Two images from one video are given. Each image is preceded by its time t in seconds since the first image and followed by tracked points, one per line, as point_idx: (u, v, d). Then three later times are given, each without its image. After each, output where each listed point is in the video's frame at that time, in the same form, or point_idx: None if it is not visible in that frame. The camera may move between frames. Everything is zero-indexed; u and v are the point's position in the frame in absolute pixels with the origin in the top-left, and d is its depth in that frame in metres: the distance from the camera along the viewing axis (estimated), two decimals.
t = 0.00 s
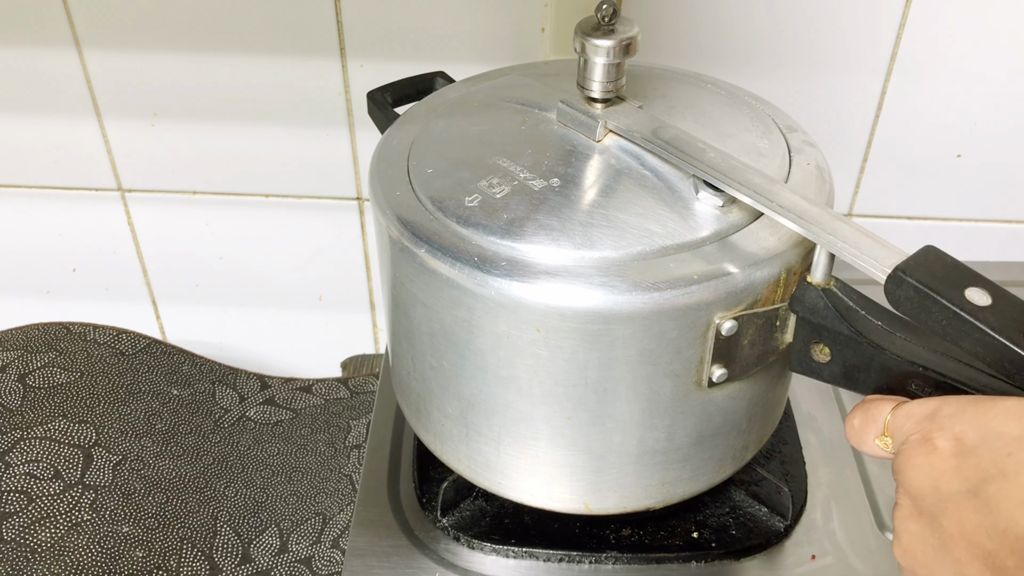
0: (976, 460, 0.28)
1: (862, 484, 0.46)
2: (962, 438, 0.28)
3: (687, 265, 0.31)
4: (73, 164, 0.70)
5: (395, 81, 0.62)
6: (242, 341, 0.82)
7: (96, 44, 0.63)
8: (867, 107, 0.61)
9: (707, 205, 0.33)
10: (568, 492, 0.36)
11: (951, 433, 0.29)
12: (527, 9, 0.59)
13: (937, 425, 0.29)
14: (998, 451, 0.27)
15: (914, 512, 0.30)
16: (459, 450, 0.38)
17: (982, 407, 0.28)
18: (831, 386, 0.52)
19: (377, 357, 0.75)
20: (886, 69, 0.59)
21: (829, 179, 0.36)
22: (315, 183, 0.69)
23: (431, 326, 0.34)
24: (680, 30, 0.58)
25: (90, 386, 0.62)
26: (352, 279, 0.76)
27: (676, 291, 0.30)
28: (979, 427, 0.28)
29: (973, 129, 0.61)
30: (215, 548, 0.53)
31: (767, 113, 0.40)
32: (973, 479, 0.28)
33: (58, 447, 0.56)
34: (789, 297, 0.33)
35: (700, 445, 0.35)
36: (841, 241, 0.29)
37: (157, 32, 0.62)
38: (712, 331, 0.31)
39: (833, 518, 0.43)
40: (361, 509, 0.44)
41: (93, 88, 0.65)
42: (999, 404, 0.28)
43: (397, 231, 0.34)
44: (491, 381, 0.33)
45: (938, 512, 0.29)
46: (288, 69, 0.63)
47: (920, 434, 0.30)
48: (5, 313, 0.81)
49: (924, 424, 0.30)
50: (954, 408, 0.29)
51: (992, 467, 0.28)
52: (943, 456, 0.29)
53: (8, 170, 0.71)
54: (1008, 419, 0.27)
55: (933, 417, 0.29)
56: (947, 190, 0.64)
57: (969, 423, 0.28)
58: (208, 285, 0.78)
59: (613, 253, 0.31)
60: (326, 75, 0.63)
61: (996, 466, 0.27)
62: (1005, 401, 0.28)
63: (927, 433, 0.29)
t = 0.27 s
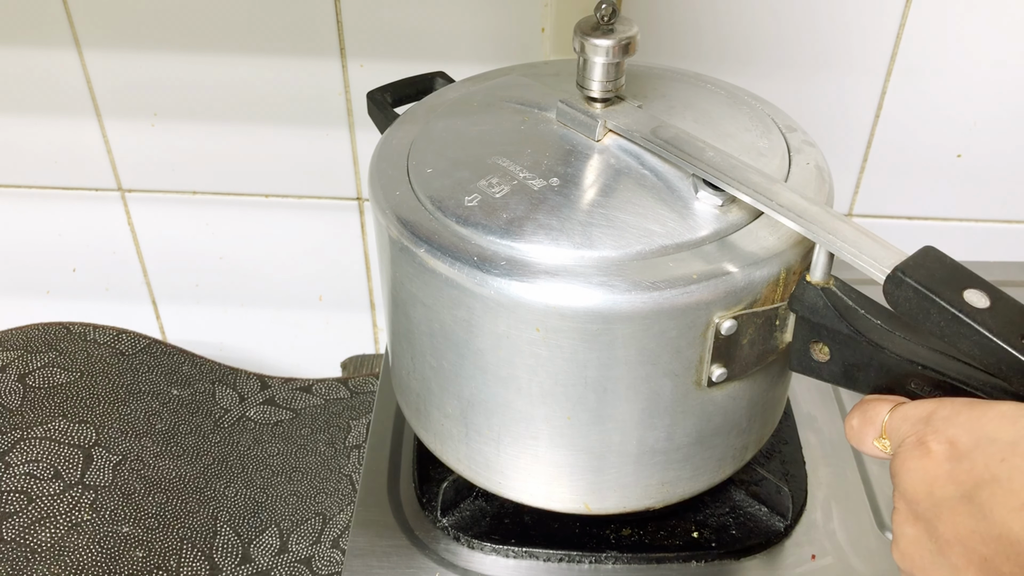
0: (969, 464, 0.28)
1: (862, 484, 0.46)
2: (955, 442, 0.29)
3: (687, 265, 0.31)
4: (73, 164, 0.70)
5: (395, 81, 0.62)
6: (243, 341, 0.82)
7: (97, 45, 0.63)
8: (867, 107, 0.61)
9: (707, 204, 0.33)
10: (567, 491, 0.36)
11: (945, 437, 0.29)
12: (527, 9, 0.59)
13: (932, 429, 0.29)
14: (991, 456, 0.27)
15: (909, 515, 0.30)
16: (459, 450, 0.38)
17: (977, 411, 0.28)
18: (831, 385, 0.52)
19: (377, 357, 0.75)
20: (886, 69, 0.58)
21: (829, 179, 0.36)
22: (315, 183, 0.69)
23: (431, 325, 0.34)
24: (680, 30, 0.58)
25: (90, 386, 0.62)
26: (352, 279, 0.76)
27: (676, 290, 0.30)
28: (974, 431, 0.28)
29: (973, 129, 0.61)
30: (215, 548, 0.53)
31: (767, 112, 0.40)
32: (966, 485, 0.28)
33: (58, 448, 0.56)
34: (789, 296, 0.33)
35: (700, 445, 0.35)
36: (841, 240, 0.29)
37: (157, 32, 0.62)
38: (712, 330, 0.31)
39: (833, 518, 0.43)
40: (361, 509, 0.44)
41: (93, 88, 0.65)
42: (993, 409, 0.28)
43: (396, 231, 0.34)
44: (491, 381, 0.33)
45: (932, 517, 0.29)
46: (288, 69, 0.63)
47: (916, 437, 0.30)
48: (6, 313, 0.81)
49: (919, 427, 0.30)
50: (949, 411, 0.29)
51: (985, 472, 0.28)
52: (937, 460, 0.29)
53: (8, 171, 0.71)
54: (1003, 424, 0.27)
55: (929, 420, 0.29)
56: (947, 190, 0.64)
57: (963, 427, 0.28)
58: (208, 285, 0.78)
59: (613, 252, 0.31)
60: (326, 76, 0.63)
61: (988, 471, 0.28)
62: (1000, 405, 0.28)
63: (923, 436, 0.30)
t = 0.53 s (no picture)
0: (976, 465, 0.28)
1: (862, 485, 0.46)
2: (962, 443, 0.29)
3: (687, 266, 0.31)
4: (73, 164, 0.70)
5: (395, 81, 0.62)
6: (243, 341, 0.82)
7: (97, 44, 0.63)
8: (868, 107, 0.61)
9: (707, 205, 0.33)
10: (568, 492, 0.36)
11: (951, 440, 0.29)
12: (527, 9, 0.59)
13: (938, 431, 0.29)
14: (999, 458, 0.28)
15: (917, 517, 0.30)
16: (459, 450, 0.38)
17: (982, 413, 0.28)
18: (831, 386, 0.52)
19: (377, 357, 0.75)
20: (886, 69, 0.59)
21: (829, 180, 0.36)
22: (315, 183, 0.69)
23: (432, 326, 0.34)
24: (680, 30, 0.58)
25: (90, 386, 0.62)
26: (352, 279, 0.76)
27: (676, 291, 0.30)
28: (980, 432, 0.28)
29: (973, 130, 0.61)
30: (215, 548, 0.53)
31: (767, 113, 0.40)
32: (973, 486, 0.28)
33: (58, 448, 0.56)
34: (789, 298, 0.33)
35: (700, 446, 0.35)
36: (841, 241, 0.29)
37: (157, 32, 0.62)
38: (713, 331, 0.31)
39: (833, 518, 0.43)
40: (361, 509, 0.44)
41: (93, 88, 0.65)
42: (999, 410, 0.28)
43: (397, 231, 0.34)
44: (491, 382, 0.33)
45: (940, 519, 0.29)
46: (288, 69, 0.63)
47: (923, 440, 0.30)
48: (5, 313, 0.81)
49: (926, 428, 0.30)
50: (955, 412, 0.29)
51: (993, 474, 0.28)
52: (944, 461, 0.29)
53: (8, 170, 0.71)
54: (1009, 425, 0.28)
55: (936, 423, 0.29)
56: (947, 190, 0.64)
57: (969, 429, 0.28)
58: (208, 285, 0.78)
59: (614, 253, 0.31)
60: (326, 76, 0.63)
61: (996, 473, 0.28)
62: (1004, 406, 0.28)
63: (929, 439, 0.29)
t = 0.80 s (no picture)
0: (995, 469, 0.29)
1: (862, 484, 0.46)
2: (979, 449, 0.29)
3: (687, 265, 0.31)
4: (73, 164, 0.70)
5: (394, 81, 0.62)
6: (243, 341, 0.82)
7: (97, 44, 0.63)
8: (868, 107, 0.61)
9: (707, 207, 0.33)
10: (568, 492, 0.36)
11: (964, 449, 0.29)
12: (527, 9, 0.59)
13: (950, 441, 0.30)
14: (1015, 461, 0.28)
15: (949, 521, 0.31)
16: (459, 450, 0.38)
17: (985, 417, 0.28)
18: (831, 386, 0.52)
19: (378, 357, 0.75)
20: (886, 68, 0.59)
21: (829, 180, 0.36)
22: (315, 183, 0.69)
23: (431, 326, 0.34)
24: (680, 29, 0.58)
25: (90, 386, 0.62)
26: (352, 279, 0.76)
27: (676, 291, 0.30)
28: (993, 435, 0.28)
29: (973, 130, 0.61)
30: (215, 548, 0.53)
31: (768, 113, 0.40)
32: (994, 490, 0.29)
33: (58, 448, 0.56)
34: (789, 297, 0.33)
35: (700, 445, 0.35)
36: (843, 240, 0.29)
37: (157, 32, 0.62)
38: (713, 331, 0.31)
39: (833, 518, 0.43)
40: (361, 509, 0.44)
41: (93, 88, 0.65)
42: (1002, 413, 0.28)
43: (397, 231, 0.34)
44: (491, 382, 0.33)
45: (967, 523, 0.30)
46: (288, 69, 0.63)
47: (939, 449, 0.30)
48: (5, 313, 0.81)
49: (940, 437, 0.30)
50: (967, 417, 0.29)
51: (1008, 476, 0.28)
52: (965, 467, 0.30)
53: (7, 170, 0.71)
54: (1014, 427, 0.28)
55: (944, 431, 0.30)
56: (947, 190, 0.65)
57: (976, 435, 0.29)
58: (208, 285, 0.78)
59: (615, 255, 0.31)
60: (325, 75, 0.63)
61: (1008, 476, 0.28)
62: (1010, 405, 0.28)
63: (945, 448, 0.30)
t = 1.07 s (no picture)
0: (994, 488, 0.29)
1: (862, 484, 0.46)
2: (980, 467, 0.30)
3: (687, 265, 0.31)
4: (73, 164, 0.70)
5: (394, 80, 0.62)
6: (243, 341, 0.82)
7: (96, 44, 0.63)
8: (867, 107, 0.61)
9: (709, 215, 0.34)
10: (568, 492, 0.36)
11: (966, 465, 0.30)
12: (527, 9, 0.59)
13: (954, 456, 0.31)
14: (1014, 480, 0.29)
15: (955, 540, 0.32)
16: (459, 450, 0.38)
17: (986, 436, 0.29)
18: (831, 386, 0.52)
19: (378, 357, 0.75)
20: (886, 68, 0.59)
21: (830, 179, 0.36)
22: (315, 182, 0.69)
23: (432, 326, 0.34)
24: (680, 30, 0.58)
25: (90, 386, 0.62)
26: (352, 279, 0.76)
27: (677, 291, 0.30)
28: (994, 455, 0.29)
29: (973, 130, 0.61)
30: (215, 548, 0.53)
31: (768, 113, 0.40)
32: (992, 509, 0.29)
33: (58, 447, 0.56)
34: (789, 297, 0.33)
35: (700, 445, 0.35)
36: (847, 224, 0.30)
37: (157, 32, 0.62)
38: (713, 331, 0.31)
39: (833, 518, 0.43)
40: (362, 509, 0.44)
41: (93, 88, 0.65)
42: (1002, 433, 0.29)
43: (397, 231, 0.34)
44: (491, 382, 0.33)
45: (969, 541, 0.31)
46: (288, 69, 0.63)
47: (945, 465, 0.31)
48: (5, 313, 0.81)
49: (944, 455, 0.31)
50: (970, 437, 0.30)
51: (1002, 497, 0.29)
52: (968, 484, 0.31)
53: (7, 170, 0.71)
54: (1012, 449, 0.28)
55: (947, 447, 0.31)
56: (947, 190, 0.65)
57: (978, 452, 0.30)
58: (208, 285, 0.78)
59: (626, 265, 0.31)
60: (326, 75, 0.63)
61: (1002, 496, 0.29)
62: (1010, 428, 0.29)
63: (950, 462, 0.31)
